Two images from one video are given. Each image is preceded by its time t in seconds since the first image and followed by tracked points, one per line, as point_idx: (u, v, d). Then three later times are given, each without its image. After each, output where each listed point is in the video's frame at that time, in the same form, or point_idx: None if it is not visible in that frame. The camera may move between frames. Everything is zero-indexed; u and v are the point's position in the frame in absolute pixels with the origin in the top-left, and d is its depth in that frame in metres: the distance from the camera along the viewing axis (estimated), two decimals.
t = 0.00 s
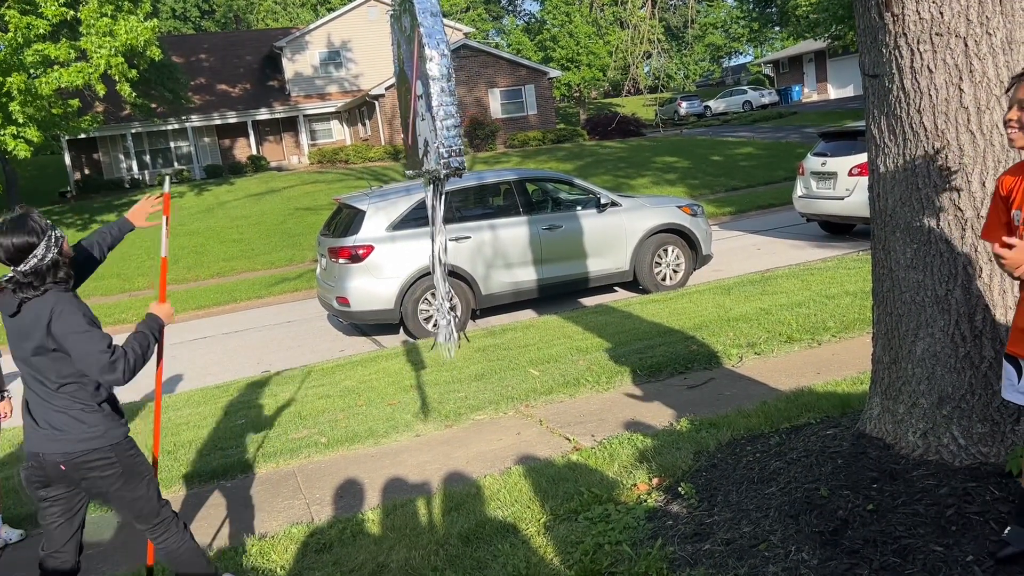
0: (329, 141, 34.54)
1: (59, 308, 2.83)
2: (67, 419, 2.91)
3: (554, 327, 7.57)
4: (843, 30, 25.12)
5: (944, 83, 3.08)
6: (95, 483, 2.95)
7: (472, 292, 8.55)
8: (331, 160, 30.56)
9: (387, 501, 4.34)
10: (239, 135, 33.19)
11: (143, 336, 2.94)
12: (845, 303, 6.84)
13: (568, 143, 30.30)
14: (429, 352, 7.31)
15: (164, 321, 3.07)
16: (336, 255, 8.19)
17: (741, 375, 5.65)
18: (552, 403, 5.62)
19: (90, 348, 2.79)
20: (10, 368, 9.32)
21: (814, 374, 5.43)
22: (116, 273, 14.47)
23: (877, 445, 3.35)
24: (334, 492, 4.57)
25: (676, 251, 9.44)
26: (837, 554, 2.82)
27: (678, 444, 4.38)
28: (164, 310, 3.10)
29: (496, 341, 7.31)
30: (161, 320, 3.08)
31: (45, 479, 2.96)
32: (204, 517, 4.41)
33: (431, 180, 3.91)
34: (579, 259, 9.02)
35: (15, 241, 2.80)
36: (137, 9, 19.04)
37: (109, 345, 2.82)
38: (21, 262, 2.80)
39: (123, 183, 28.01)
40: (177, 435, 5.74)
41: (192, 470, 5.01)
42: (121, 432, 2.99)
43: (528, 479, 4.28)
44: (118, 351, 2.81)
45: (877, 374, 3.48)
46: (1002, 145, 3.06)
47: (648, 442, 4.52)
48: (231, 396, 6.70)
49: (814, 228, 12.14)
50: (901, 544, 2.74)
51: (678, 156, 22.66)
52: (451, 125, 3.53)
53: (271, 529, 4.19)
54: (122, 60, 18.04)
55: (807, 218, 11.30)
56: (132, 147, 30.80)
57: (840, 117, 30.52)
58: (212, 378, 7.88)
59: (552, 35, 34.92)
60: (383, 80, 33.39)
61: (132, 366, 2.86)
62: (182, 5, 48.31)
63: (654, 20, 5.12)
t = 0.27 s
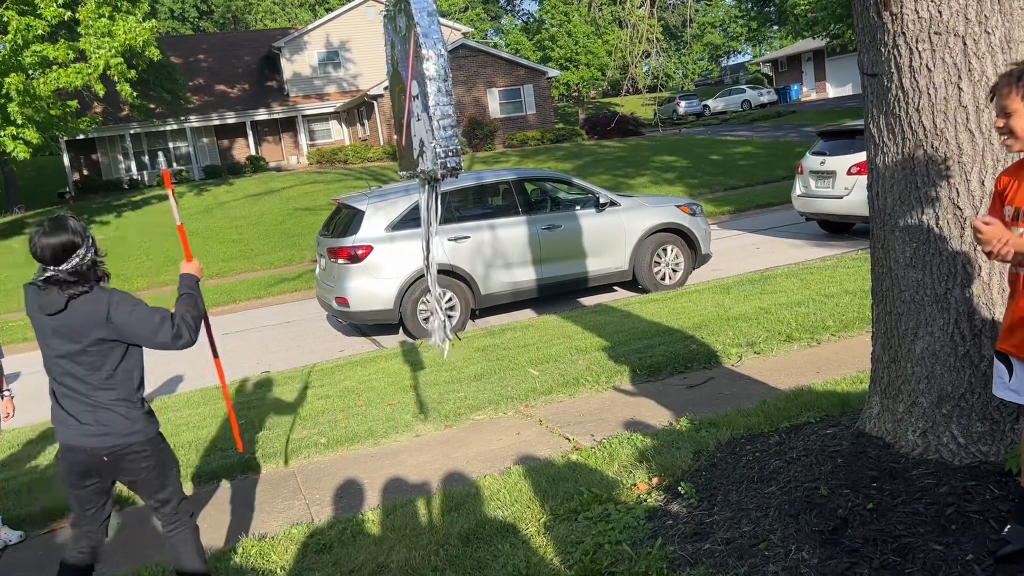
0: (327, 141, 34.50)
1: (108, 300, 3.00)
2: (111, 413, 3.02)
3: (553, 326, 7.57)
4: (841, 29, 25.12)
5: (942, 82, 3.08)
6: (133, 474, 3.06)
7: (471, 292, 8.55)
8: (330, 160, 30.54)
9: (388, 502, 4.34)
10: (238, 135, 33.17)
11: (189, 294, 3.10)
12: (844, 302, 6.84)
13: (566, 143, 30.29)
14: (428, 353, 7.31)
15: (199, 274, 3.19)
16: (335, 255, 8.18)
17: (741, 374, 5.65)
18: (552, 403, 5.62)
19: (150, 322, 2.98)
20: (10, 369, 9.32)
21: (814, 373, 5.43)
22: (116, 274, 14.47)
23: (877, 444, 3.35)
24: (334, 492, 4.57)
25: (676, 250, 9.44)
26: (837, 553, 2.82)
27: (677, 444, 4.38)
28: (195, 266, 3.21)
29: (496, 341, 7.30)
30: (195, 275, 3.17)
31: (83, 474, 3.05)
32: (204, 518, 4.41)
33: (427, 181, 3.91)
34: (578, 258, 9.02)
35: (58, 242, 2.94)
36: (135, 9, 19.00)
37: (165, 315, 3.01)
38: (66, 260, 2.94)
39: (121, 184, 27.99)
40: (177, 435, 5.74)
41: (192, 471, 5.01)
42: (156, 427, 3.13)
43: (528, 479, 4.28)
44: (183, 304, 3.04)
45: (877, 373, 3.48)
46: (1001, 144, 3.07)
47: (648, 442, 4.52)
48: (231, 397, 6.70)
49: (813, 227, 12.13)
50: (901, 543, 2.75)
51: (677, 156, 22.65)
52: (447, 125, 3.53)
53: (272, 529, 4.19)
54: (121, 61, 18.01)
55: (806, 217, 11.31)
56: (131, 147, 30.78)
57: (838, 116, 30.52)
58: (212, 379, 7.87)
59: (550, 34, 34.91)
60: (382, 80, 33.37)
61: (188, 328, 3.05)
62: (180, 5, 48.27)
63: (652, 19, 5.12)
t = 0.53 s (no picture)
0: (327, 141, 34.50)
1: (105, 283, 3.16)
2: (105, 411, 3.10)
3: (553, 326, 7.57)
4: (841, 27, 25.12)
5: (943, 81, 3.08)
6: (130, 469, 3.15)
7: (471, 292, 8.56)
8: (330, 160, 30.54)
9: (388, 501, 4.35)
10: (238, 135, 33.17)
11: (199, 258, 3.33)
12: (845, 300, 6.84)
13: (566, 142, 30.28)
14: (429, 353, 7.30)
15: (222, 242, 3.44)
16: (335, 255, 8.18)
17: (742, 374, 5.65)
18: (552, 402, 5.62)
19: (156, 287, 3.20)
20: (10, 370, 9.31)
21: (814, 372, 5.43)
22: (116, 274, 14.47)
23: (878, 443, 3.35)
24: (335, 492, 4.58)
25: (675, 250, 9.44)
26: (838, 552, 2.82)
27: (678, 443, 4.37)
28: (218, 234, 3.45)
29: (496, 341, 7.30)
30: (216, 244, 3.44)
31: (77, 478, 3.11)
32: (204, 518, 4.42)
33: (424, 180, 3.92)
34: (578, 258, 9.02)
35: (43, 249, 3.02)
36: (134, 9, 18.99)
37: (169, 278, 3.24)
38: (52, 264, 3.03)
39: (121, 184, 27.99)
40: (178, 436, 5.74)
41: (193, 471, 5.01)
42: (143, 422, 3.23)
43: (528, 479, 4.28)
44: (182, 270, 3.25)
45: (878, 372, 3.48)
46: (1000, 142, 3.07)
47: (649, 441, 4.52)
48: (232, 397, 6.70)
49: (813, 226, 12.13)
50: (903, 541, 2.75)
51: (677, 155, 22.65)
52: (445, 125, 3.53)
53: (272, 529, 4.20)
54: (120, 61, 18.01)
55: (806, 216, 11.31)
56: (130, 148, 30.79)
57: (838, 114, 30.53)
58: (213, 379, 7.87)
59: (550, 34, 34.92)
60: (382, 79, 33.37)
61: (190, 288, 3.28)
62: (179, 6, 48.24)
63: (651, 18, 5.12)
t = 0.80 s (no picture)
0: (327, 141, 34.53)
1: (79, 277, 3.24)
2: (96, 399, 3.19)
3: (553, 325, 7.57)
4: (841, 26, 25.11)
5: (942, 79, 3.08)
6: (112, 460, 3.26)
7: (471, 292, 8.57)
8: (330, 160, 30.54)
9: (389, 501, 4.35)
10: (238, 136, 33.17)
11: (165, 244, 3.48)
12: (845, 299, 6.84)
13: (566, 141, 30.27)
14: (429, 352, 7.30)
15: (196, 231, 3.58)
16: (335, 255, 8.18)
17: (742, 373, 5.65)
18: (553, 402, 5.62)
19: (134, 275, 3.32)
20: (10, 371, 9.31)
21: (814, 371, 5.43)
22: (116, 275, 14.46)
23: (878, 441, 3.35)
24: (335, 492, 4.58)
25: (675, 249, 9.44)
26: (838, 550, 2.82)
27: (678, 442, 4.37)
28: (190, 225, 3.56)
29: (496, 340, 7.30)
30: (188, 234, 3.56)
31: (60, 473, 3.14)
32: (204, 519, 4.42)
33: (423, 179, 3.92)
34: (578, 257, 9.02)
35: (19, 248, 3.07)
36: (134, 9, 19.00)
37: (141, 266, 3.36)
38: (29, 263, 3.08)
39: (121, 185, 27.99)
40: (178, 436, 5.74)
41: (194, 471, 5.01)
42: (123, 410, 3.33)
43: (529, 478, 4.28)
44: (158, 255, 3.39)
45: (878, 370, 3.48)
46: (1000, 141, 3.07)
47: (649, 440, 4.52)
48: (232, 398, 6.70)
49: (813, 225, 12.13)
50: (903, 540, 2.75)
51: (677, 154, 22.65)
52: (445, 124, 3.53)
53: (272, 529, 4.20)
54: (120, 62, 18.00)
55: (806, 215, 11.30)
56: (130, 148, 30.78)
57: (838, 113, 30.52)
58: (214, 379, 7.88)
59: (550, 33, 34.92)
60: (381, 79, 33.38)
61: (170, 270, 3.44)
62: (178, 6, 48.24)
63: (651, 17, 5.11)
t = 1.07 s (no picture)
0: (327, 141, 34.52)
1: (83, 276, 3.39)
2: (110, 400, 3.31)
3: (553, 325, 7.57)
4: (841, 24, 25.09)
5: (941, 78, 3.08)
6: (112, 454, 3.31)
7: (471, 291, 8.57)
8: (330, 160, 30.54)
9: (390, 501, 4.35)
10: (238, 136, 33.18)
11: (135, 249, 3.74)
12: (845, 298, 6.84)
13: (566, 141, 30.26)
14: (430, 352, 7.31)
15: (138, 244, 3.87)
16: (336, 255, 8.19)
17: (743, 372, 5.65)
18: (554, 401, 5.62)
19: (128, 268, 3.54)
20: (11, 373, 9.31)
21: (815, 369, 5.42)
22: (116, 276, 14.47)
23: (879, 440, 3.35)
24: (336, 492, 4.58)
25: (676, 248, 9.44)
26: (839, 549, 2.82)
27: (679, 441, 4.37)
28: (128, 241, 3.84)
29: (497, 340, 7.30)
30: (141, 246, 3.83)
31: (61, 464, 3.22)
32: (204, 519, 4.42)
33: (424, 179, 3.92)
34: (579, 256, 9.02)
35: (38, 248, 3.19)
36: (133, 10, 19.00)
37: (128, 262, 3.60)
38: (48, 262, 3.20)
39: (121, 185, 28.00)
40: (179, 437, 5.73)
41: (194, 472, 5.00)
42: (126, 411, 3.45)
43: (529, 478, 4.28)
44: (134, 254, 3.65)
45: (878, 368, 3.48)
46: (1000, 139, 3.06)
47: (650, 439, 4.52)
48: (232, 398, 6.70)
49: (813, 223, 12.13)
50: (904, 538, 2.75)
51: (677, 153, 22.63)
52: (447, 124, 3.53)
53: (273, 529, 4.21)
54: (120, 62, 18.00)
55: (806, 214, 11.30)
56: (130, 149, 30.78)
57: (838, 111, 30.51)
58: (215, 379, 7.89)
59: (549, 32, 34.91)
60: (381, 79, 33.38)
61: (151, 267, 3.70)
62: (178, 6, 48.22)
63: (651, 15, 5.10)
